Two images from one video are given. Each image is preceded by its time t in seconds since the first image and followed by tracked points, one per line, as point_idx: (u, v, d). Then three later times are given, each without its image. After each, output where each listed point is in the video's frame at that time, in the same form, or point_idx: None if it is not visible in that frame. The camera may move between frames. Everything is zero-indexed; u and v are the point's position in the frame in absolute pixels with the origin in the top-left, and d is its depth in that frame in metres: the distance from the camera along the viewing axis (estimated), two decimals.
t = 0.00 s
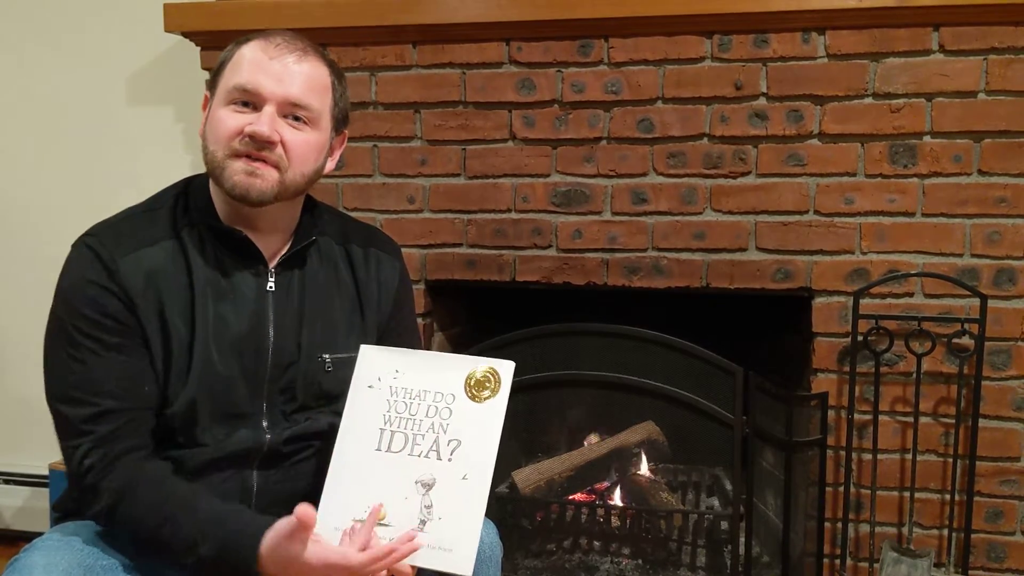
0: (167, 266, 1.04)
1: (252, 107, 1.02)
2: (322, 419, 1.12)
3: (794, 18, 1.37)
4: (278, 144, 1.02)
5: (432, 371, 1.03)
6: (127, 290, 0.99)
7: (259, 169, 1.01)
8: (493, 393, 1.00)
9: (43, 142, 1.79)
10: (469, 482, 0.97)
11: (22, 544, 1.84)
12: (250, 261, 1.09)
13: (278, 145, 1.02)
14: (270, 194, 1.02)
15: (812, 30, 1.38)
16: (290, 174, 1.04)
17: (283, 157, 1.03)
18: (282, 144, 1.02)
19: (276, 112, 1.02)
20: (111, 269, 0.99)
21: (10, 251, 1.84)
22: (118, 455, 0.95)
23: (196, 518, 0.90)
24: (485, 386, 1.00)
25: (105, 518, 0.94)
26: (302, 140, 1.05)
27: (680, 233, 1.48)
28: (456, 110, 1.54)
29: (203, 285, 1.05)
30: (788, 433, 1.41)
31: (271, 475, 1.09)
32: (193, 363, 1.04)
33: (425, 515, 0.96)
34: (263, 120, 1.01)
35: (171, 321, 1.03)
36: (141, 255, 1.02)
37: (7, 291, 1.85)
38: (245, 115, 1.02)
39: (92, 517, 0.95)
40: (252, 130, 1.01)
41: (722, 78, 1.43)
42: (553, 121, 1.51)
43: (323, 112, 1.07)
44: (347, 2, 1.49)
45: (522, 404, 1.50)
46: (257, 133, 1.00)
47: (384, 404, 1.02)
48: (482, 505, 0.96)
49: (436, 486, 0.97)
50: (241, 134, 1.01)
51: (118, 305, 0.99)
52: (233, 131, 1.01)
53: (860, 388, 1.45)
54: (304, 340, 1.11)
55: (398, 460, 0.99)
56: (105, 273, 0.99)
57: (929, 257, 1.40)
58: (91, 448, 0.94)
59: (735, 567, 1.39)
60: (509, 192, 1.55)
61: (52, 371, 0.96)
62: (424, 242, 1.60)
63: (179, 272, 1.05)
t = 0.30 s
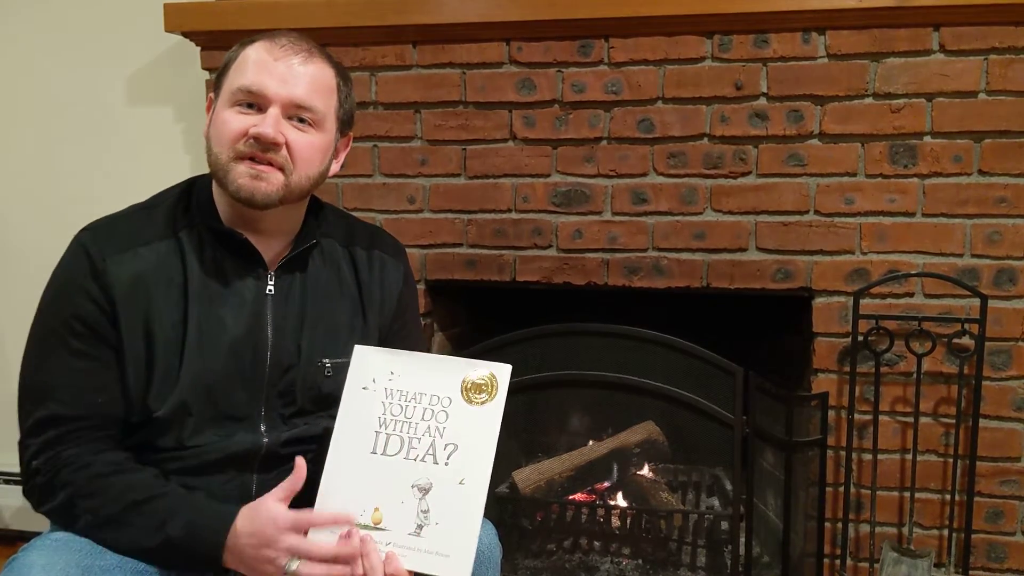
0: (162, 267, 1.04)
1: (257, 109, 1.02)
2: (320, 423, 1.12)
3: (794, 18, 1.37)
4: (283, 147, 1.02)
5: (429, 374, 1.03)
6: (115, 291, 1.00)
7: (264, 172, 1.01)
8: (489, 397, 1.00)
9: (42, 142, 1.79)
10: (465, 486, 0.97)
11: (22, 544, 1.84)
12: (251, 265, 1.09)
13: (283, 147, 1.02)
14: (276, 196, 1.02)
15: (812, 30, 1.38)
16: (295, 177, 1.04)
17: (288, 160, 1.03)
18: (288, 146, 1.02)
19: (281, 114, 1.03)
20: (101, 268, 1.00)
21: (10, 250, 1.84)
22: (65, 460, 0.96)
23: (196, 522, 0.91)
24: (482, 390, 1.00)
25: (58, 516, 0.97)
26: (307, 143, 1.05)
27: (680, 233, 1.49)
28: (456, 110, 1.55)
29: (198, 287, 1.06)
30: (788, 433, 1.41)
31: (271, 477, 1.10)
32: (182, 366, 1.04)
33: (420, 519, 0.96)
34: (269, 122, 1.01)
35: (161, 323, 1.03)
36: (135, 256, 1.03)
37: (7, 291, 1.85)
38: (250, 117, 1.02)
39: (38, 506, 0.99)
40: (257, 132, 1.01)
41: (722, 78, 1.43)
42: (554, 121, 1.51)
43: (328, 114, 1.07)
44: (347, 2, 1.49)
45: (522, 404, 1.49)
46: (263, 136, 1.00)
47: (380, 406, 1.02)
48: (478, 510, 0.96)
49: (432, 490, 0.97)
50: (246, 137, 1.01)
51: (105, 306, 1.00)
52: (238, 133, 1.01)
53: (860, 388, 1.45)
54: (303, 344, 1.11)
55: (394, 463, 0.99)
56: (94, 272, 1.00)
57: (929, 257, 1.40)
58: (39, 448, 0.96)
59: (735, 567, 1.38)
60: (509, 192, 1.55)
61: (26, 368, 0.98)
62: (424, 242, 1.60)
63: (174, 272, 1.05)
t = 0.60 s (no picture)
0: (160, 274, 1.04)
1: (257, 115, 1.02)
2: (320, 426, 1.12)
3: (794, 18, 1.37)
4: (284, 153, 1.02)
5: (406, 368, 1.02)
6: (114, 300, 1.00)
7: (266, 179, 1.02)
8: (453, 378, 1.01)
9: (42, 142, 1.79)
10: (464, 471, 0.98)
11: (22, 544, 1.84)
12: (249, 271, 1.09)
13: (284, 153, 1.02)
14: (278, 203, 1.03)
15: (812, 30, 1.38)
16: (297, 183, 1.04)
17: (290, 166, 1.03)
18: (289, 152, 1.03)
19: (281, 120, 1.02)
20: (99, 277, 0.99)
21: (10, 250, 1.84)
22: (69, 473, 0.96)
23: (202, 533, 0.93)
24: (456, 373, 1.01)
25: (62, 530, 0.97)
26: (308, 148, 1.05)
27: (680, 233, 1.48)
28: (456, 110, 1.54)
29: (196, 294, 1.06)
30: (788, 433, 1.41)
31: (272, 480, 1.10)
32: (183, 374, 1.04)
33: (425, 511, 0.97)
34: (269, 128, 1.01)
35: (160, 331, 1.03)
36: (133, 264, 1.02)
37: (7, 291, 1.85)
38: (250, 123, 1.02)
39: (36, 518, 0.99)
40: (258, 139, 1.01)
41: (722, 78, 1.43)
42: (553, 121, 1.50)
43: (328, 118, 1.07)
44: (347, 2, 1.49)
45: (522, 404, 1.49)
46: (264, 143, 1.00)
47: (362, 408, 1.01)
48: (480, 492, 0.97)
49: (431, 480, 0.98)
50: (247, 144, 1.01)
51: (104, 315, 0.99)
52: (238, 140, 1.01)
53: (860, 388, 1.45)
54: (303, 349, 1.11)
55: (387, 460, 0.99)
56: (92, 281, 0.99)
57: (929, 257, 1.40)
58: (39, 462, 0.96)
59: (735, 567, 1.38)
60: (509, 192, 1.55)
61: (24, 380, 0.98)
62: (424, 242, 1.60)
63: (172, 280, 1.05)
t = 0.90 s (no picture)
0: (158, 275, 1.04)
1: (258, 117, 1.02)
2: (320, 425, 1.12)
3: (794, 18, 1.37)
4: (286, 155, 1.02)
5: (405, 372, 1.03)
6: (111, 301, 1.00)
7: (268, 181, 1.02)
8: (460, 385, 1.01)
9: (42, 142, 1.79)
10: (462, 475, 0.97)
11: (22, 544, 1.84)
12: (247, 272, 1.09)
13: (286, 156, 1.02)
14: (280, 206, 1.03)
15: (812, 30, 1.38)
16: (299, 184, 1.05)
17: (291, 168, 1.03)
18: (290, 154, 1.03)
19: (283, 121, 1.02)
20: (97, 278, 0.99)
21: (10, 250, 1.84)
22: (66, 474, 0.96)
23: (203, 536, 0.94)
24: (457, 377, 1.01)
25: (61, 531, 0.97)
26: (309, 149, 1.05)
27: (680, 233, 1.48)
28: (456, 110, 1.54)
29: (195, 294, 1.06)
30: (788, 433, 1.41)
31: (271, 480, 1.10)
32: (181, 376, 1.04)
33: (421, 515, 0.96)
34: (271, 130, 1.01)
35: (159, 332, 1.03)
36: (131, 265, 1.02)
37: (7, 291, 1.85)
38: (251, 125, 1.02)
39: (34, 519, 0.99)
40: (260, 141, 1.01)
41: (722, 78, 1.43)
42: (553, 121, 1.50)
43: (328, 119, 1.07)
44: (347, 2, 1.49)
45: (522, 404, 1.49)
46: (265, 145, 1.01)
47: (361, 411, 1.01)
48: (476, 496, 0.97)
49: (428, 485, 0.97)
50: (249, 146, 1.01)
51: (102, 316, 0.99)
52: (240, 142, 1.01)
53: (860, 388, 1.45)
54: (302, 349, 1.11)
55: (385, 464, 0.98)
56: (90, 282, 0.99)
57: (929, 257, 1.40)
58: (37, 463, 0.96)
59: (735, 568, 1.38)
60: (509, 192, 1.55)
61: (22, 382, 0.98)
62: (424, 242, 1.60)
63: (170, 281, 1.05)
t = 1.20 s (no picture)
0: (155, 273, 1.05)
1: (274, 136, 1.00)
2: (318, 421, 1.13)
3: (794, 18, 1.37)
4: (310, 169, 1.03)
5: (416, 358, 1.03)
6: (108, 299, 1.00)
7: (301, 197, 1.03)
8: (475, 370, 1.01)
9: (42, 141, 1.79)
10: (467, 458, 0.96)
11: (22, 544, 1.84)
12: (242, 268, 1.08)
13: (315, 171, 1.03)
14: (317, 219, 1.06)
15: (811, 30, 1.38)
16: (323, 192, 1.06)
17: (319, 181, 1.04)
18: (318, 168, 1.03)
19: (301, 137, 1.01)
20: (93, 277, 1.00)
21: (10, 251, 1.84)
22: (67, 471, 0.96)
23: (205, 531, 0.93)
24: (467, 363, 1.01)
25: (63, 528, 0.97)
26: (326, 156, 1.06)
27: (680, 233, 1.48)
28: (456, 110, 1.54)
29: (191, 292, 1.06)
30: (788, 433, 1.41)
31: (270, 477, 1.10)
32: (180, 373, 1.04)
33: (427, 499, 0.95)
34: (299, 151, 1.00)
35: (157, 329, 1.03)
36: (127, 264, 1.03)
37: (7, 291, 1.85)
38: (276, 148, 1.00)
39: (36, 517, 0.99)
40: (291, 164, 1.00)
41: (722, 78, 1.43)
42: (553, 121, 1.50)
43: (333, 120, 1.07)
44: (347, 2, 1.49)
45: (522, 404, 1.49)
46: (299, 167, 1.00)
47: (373, 398, 1.02)
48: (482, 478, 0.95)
49: (434, 468, 0.96)
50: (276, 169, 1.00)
51: (99, 315, 0.99)
52: (267, 166, 0.99)
53: (860, 388, 1.45)
54: (299, 347, 1.11)
55: (394, 449, 0.99)
56: (86, 281, 1.00)
57: (929, 257, 1.40)
58: (38, 462, 0.96)
59: (735, 568, 1.38)
60: (509, 192, 1.55)
61: (21, 382, 0.98)
62: (424, 242, 1.60)
63: (167, 278, 1.05)
